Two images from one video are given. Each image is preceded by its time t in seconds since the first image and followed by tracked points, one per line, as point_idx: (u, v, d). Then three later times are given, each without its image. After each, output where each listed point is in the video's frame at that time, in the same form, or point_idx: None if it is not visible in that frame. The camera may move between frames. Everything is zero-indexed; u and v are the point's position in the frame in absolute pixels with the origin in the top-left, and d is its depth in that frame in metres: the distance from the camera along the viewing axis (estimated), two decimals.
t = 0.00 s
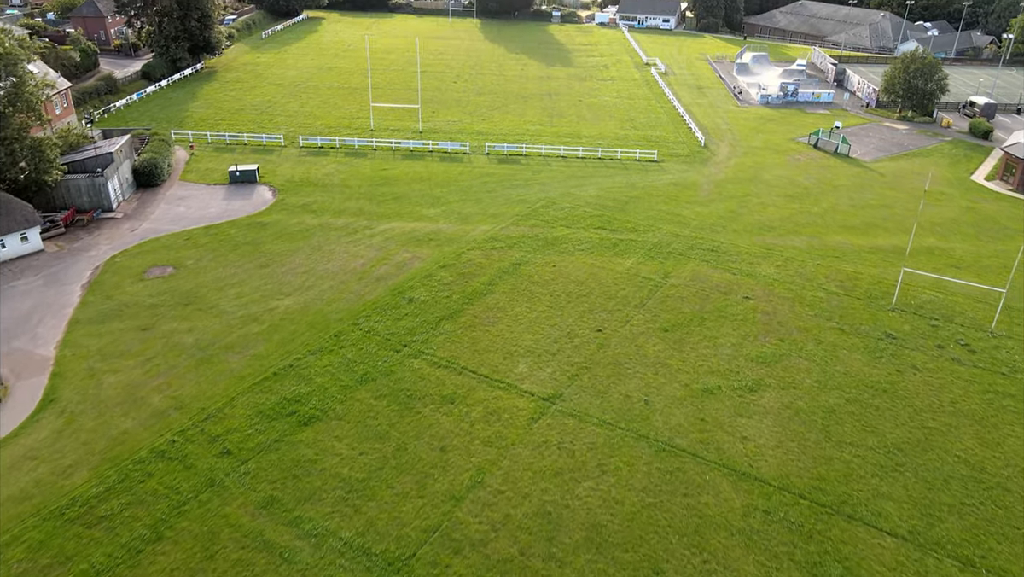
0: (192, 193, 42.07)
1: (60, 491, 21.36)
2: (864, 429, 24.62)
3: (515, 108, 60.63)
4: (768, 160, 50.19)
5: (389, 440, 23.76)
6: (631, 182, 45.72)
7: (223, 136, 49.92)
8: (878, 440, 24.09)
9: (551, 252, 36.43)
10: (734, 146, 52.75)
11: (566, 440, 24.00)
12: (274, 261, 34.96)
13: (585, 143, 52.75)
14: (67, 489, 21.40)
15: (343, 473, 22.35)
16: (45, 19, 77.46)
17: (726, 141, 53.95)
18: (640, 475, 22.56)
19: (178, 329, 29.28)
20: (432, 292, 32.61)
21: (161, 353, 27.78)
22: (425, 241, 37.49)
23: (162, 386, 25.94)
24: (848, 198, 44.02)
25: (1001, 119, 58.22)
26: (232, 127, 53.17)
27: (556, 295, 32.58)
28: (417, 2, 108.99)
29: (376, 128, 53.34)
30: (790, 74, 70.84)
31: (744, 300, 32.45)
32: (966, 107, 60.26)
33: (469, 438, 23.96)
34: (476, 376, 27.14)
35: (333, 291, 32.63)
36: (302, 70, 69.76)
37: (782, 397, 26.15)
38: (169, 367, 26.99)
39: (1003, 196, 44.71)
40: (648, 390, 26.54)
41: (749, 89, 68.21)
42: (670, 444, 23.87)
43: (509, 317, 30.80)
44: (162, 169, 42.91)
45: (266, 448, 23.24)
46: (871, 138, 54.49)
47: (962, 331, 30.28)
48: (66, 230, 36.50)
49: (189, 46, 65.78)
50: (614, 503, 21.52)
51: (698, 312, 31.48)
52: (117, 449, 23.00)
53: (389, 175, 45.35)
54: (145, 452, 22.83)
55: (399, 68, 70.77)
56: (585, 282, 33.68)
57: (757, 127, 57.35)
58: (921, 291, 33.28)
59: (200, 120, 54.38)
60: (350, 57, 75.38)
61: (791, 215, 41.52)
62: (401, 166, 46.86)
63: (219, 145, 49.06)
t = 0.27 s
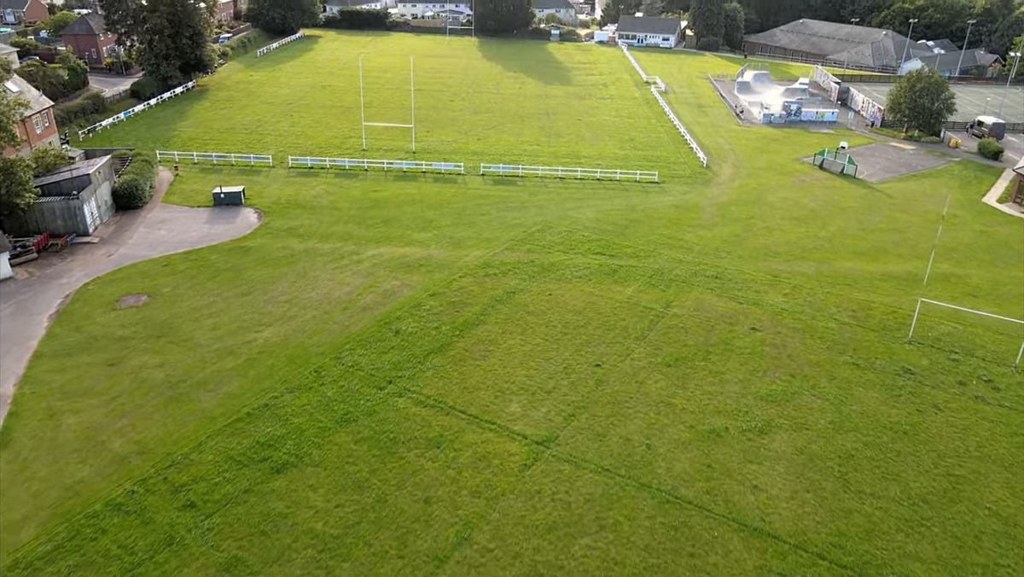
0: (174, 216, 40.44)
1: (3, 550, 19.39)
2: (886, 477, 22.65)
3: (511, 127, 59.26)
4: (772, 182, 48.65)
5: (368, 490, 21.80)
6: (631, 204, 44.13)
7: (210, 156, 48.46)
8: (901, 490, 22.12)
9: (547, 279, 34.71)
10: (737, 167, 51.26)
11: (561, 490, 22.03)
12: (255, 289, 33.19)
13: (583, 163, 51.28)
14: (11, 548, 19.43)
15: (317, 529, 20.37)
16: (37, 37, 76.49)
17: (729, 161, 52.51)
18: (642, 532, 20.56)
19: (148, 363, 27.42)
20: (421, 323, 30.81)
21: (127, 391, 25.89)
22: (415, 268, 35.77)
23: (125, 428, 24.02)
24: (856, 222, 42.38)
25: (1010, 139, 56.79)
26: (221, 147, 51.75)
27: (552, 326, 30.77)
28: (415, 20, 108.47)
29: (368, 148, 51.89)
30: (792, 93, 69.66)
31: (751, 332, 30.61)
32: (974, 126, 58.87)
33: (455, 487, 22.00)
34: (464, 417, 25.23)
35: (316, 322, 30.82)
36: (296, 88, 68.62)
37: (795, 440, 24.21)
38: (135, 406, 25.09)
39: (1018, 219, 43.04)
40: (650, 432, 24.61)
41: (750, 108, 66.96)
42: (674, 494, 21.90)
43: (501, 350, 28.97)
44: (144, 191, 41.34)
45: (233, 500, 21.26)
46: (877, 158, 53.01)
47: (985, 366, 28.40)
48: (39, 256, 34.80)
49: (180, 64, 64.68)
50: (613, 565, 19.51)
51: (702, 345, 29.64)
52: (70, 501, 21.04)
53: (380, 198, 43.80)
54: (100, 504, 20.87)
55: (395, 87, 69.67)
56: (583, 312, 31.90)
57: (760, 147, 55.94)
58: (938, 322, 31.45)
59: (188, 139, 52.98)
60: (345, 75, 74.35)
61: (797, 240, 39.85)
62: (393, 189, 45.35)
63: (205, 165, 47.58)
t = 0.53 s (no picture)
0: (153, 239, 38.73)
1: None
2: (912, 532, 20.64)
3: (508, 146, 57.94)
4: (776, 203, 47.05)
5: (343, 547, 19.80)
6: (631, 227, 42.49)
7: (195, 176, 46.99)
8: (930, 547, 20.11)
9: (543, 307, 32.92)
10: (740, 187, 49.71)
11: (555, 547, 20.01)
12: (234, 318, 31.37)
13: (581, 184, 49.76)
14: None
15: None
16: (28, 54, 75.44)
17: (732, 181, 50.98)
18: None
19: (112, 401, 25.52)
20: (408, 355, 28.95)
21: (88, 432, 23.95)
22: (404, 295, 33.98)
23: (81, 475, 22.06)
24: (866, 245, 40.70)
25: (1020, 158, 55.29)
26: (208, 166, 50.27)
27: (547, 358, 28.91)
28: (413, 38, 107.82)
29: (360, 168, 50.42)
30: (795, 111, 68.42)
31: (759, 365, 28.71)
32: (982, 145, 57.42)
33: (439, 544, 20.00)
34: (451, 461, 23.27)
35: (297, 354, 28.94)
36: (289, 106, 67.49)
37: (811, 488, 22.23)
38: (94, 449, 23.14)
39: None
40: (653, 479, 22.64)
41: (753, 127, 65.60)
42: (680, 552, 19.90)
43: (493, 386, 27.08)
44: (123, 213, 39.67)
45: (193, 559, 19.24)
46: (885, 179, 51.49)
47: (1011, 403, 26.50)
48: (7, 282, 33.04)
49: (170, 81, 63.67)
50: None
51: (708, 380, 27.74)
52: (13, 561, 19.04)
53: (370, 220, 42.19)
54: (45, 565, 18.86)
55: (389, 105, 68.49)
56: (581, 343, 30.06)
57: (764, 167, 54.46)
58: (958, 354, 29.59)
59: (175, 158, 51.53)
60: (340, 93, 73.25)
61: (805, 264, 38.12)
62: (384, 210, 43.78)
63: (190, 186, 46.05)
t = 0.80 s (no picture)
0: (131, 262, 36.96)
1: None
2: None
3: (503, 164, 56.50)
4: (782, 224, 45.40)
5: None
6: (631, 249, 40.78)
7: (180, 195, 45.48)
8: None
9: (538, 337, 31.09)
10: (744, 207, 48.09)
11: None
12: (209, 348, 29.50)
13: (579, 204, 48.18)
14: None
15: None
16: (18, 71, 74.30)
17: (735, 201, 49.37)
18: None
19: (71, 442, 23.58)
20: (393, 390, 27.04)
21: (41, 477, 22.01)
22: (392, 323, 32.15)
23: (27, 528, 20.06)
24: (877, 269, 38.95)
25: None
26: (194, 185, 48.71)
27: (542, 393, 27.03)
28: (410, 54, 107.13)
29: (351, 188, 48.92)
30: (798, 129, 67.07)
31: (769, 401, 26.78)
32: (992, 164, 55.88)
33: None
34: (435, 510, 21.28)
35: (274, 388, 27.03)
36: (281, 124, 66.25)
37: (830, 543, 20.22)
38: (45, 498, 21.16)
39: None
40: (656, 531, 20.64)
41: (755, 145, 64.19)
42: None
43: (483, 425, 25.15)
44: (100, 234, 37.94)
45: None
46: (893, 198, 49.87)
47: None
48: None
49: (160, 98, 62.53)
50: None
51: (716, 417, 25.81)
52: None
53: (359, 242, 40.52)
54: None
55: (384, 123, 67.23)
56: (578, 376, 28.19)
57: (767, 186, 52.92)
58: (982, 389, 27.67)
59: (161, 177, 50.00)
60: (334, 110, 72.09)
61: (813, 289, 36.33)
62: (374, 232, 42.14)
63: (174, 206, 44.46)
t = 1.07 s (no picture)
0: (105, 286, 35.18)
1: None
2: None
3: (499, 182, 55.00)
4: (787, 244, 43.72)
5: None
6: (631, 272, 39.03)
7: (162, 215, 43.87)
8: None
9: (532, 367, 29.24)
10: (747, 227, 46.40)
11: None
12: (180, 379, 27.61)
13: (577, 223, 46.57)
14: None
15: None
16: (7, 88, 72.94)
17: (738, 221, 47.69)
18: None
19: (21, 487, 21.60)
20: (375, 427, 25.11)
21: None
22: (378, 351, 30.32)
23: None
24: (889, 292, 37.20)
25: None
26: (179, 204, 47.11)
27: (535, 430, 25.12)
28: (407, 70, 106.26)
29: (341, 207, 47.36)
30: (802, 146, 65.64)
31: (781, 439, 24.84)
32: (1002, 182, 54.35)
33: None
34: (416, 566, 19.29)
35: (247, 425, 25.09)
36: (273, 141, 64.90)
37: None
38: None
39: None
40: None
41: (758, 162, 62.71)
42: None
43: (472, 466, 23.21)
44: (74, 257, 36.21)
45: None
46: (902, 218, 48.22)
47: None
48: None
49: (150, 115, 61.28)
50: None
51: (723, 457, 23.86)
52: None
53: (347, 264, 38.84)
54: None
55: (378, 140, 65.89)
56: (574, 412, 26.28)
57: (772, 205, 51.30)
58: (1008, 425, 25.78)
59: (145, 196, 48.41)
60: (328, 127, 70.81)
61: (823, 314, 34.54)
62: (363, 253, 40.43)
63: (156, 226, 42.80)
